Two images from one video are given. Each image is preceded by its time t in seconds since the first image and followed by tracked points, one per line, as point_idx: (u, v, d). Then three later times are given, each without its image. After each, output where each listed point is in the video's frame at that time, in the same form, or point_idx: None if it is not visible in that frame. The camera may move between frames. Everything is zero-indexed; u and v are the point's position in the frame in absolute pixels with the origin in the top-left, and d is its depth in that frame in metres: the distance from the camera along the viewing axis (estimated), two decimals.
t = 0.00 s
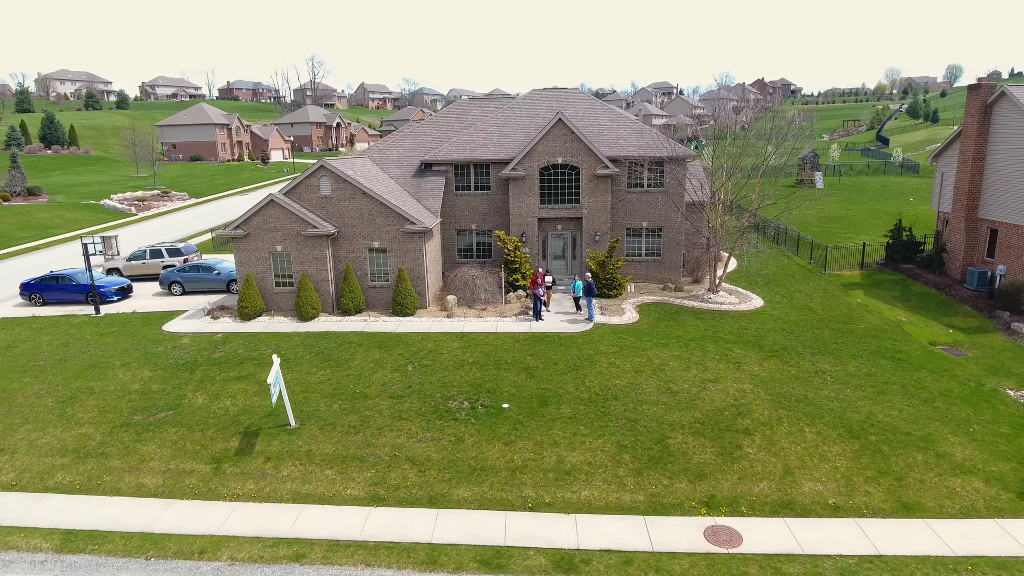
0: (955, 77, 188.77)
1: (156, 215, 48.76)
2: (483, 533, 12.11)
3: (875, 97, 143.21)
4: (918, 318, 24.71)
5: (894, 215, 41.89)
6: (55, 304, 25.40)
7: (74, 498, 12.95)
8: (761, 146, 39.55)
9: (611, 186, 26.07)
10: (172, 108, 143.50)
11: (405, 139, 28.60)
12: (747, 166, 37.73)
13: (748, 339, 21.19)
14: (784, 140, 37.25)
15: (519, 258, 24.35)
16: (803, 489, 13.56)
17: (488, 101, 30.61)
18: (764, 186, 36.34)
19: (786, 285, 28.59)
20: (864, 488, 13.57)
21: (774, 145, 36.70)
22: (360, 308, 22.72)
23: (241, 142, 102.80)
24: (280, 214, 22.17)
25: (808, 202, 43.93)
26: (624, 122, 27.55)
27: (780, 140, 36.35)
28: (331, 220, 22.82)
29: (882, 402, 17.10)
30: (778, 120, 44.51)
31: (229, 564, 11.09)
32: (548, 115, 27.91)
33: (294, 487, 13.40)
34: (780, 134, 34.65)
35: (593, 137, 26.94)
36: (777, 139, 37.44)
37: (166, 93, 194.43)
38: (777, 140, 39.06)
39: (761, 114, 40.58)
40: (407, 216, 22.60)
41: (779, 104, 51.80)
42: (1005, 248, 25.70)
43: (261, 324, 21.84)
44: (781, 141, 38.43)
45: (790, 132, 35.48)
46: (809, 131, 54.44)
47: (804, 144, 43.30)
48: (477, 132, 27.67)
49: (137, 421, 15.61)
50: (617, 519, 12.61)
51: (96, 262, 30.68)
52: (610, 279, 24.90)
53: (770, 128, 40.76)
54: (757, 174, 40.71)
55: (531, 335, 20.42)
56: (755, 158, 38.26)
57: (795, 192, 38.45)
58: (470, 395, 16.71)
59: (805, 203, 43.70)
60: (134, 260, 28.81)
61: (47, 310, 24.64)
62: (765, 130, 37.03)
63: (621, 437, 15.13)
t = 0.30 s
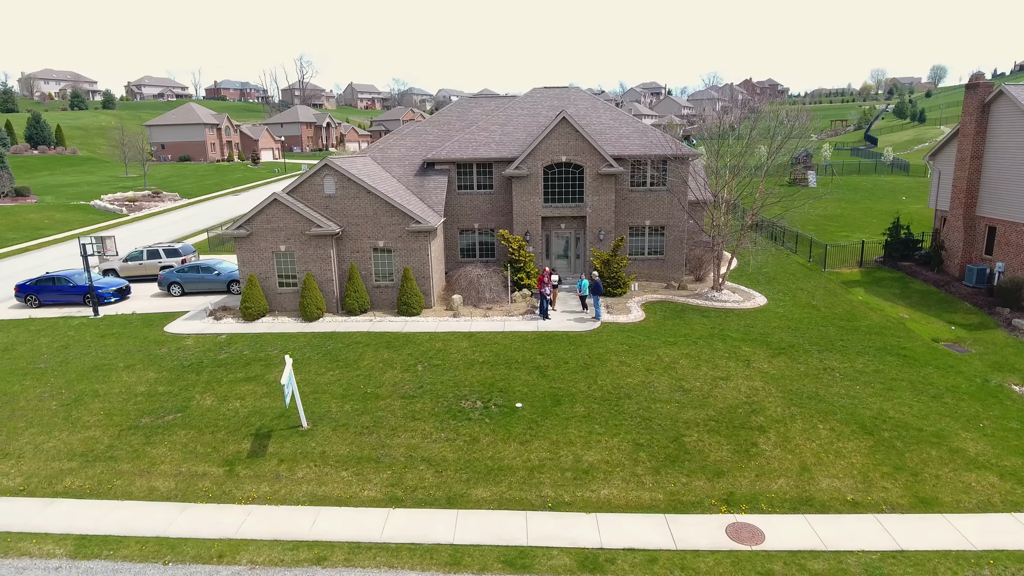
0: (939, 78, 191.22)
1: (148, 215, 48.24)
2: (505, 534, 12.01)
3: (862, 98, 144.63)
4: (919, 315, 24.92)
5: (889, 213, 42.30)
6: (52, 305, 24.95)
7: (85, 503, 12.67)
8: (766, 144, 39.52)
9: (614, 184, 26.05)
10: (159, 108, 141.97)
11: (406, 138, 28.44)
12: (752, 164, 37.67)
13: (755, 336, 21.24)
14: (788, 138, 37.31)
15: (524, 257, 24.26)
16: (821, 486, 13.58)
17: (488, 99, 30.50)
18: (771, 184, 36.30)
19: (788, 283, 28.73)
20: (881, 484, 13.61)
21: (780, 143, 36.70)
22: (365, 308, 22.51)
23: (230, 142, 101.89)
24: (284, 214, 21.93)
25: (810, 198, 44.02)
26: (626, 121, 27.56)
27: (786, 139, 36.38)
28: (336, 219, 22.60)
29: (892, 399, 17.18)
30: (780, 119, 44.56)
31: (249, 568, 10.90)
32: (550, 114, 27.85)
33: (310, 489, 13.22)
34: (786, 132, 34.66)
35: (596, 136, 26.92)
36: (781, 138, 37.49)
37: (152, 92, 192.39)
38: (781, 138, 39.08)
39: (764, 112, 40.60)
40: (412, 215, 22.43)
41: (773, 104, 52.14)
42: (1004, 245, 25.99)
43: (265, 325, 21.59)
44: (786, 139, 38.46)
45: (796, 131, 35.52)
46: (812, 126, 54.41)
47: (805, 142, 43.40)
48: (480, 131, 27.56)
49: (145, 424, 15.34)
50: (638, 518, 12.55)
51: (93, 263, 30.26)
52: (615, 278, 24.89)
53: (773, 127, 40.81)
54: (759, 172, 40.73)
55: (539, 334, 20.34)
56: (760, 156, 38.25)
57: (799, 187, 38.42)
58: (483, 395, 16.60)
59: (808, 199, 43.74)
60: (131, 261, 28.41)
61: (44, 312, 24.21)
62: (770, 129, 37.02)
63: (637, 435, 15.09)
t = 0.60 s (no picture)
0: (922, 78, 193.81)
1: (138, 216, 47.64)
2: (527, 533, 11.92)
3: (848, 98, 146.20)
4: (919, 311, 25.17)
5: (882, 211, 42.71)
6: (47, 307, 24.51)
7: (96, 507, 12.42)
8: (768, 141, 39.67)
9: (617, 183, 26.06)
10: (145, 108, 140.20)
11: (406, 136, 28.27)
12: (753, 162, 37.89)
13: (761, 333, 21.33)
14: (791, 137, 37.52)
15: (529, 255, 24.20)
16: (837, 481, 13.65)
17: (488, 98, 30.41)
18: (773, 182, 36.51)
19: (788, 280, 28.89)
20: (896, 478, 13.70)
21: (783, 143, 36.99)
22: (369, 308, 22.34)
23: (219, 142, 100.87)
24: (287, 213, 21.70)
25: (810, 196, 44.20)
26: (627, 119, 27.59)
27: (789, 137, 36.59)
28: (339, 218, 22.39)
29: (901, 394, 17.31)
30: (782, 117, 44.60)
31: (270, 571, 10.72)
32: (551, 113, 27.81)
33: (326, 490, 13.05)
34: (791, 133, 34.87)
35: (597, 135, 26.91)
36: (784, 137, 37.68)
37: (136, 92, 189.99)
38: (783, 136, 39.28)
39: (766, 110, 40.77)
40: (416, 214, 22.28)
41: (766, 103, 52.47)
42: (1000, 242, 26.32)
43: (269, 325, 21.34)
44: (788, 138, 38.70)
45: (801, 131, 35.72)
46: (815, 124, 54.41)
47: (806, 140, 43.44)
48: (481, 130, 27.45)
49: (153, 426, 15.08)
50: (658, 515, 12.53)
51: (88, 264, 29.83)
52: (618, 276, 24.91)
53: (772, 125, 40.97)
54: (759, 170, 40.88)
55: (547, 332, 20.28)
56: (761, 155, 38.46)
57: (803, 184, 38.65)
58: (495, 394, 16.49)
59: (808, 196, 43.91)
60: (126, 261, 27.98)
61: (40, 313, 23.76)
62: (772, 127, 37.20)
63: (651, 433, 15.07)
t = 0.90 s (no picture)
0: (903, 77, 196.39)
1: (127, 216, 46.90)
2: (548, 531, 11.86)
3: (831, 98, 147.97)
4: (917, 307, 25.47)
5: (872, 210, 43.23)
6: (41, 308, 24.03)
7: (108, 511, 12.16)
8: (766, 141, 40.00)
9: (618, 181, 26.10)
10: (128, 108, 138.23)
11: (406, 135, 28.12)
12: (754, 161, 38.04)
13: (765, 330, 21.46)
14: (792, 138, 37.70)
15: (532, 253, 24.15)
16: (852, 475, 13.74)
17: (487, 97, 30.36)
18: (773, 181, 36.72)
19: (787, 278, 29.12)
20: (910, 472, 13.82)
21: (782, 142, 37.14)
22: (373, 307, 22.16)
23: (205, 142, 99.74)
24: (290, 211, 21.48)
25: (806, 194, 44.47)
26: (627, 118, 27.65)
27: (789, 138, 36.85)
28: (342, 217, 22.20)
29: (907, 388, 17.49)
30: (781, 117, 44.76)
31: (292, 573, 10.56)
32: (551, 111, 27.80)
33: (342, 491, 12.90)
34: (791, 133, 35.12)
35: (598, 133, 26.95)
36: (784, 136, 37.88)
37: (119, 92, 187.27)
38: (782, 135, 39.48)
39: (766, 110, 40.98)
40: (420, 212, 22.14)
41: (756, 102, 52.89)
42: (994, 238, 26.74)
43: (272, 325, 21.09)
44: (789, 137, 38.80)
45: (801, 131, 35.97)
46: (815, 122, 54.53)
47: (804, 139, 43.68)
48: (481, 128, 27.39)
49: (161, 428, 14.82)
50: (677, 511, 12.54)
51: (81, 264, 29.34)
52: (621, 274, 24.95)
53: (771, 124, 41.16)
54: (758, 169, 41.09)
55: (554, 330, 20.24)
56: (761, 154, 38.62)
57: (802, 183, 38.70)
58: (506, 392, 16.43)
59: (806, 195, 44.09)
60: (121, 262, 27.53)
61: (34, 315, 23.30)
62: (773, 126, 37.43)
63: (665, 429, 15.09)
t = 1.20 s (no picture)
0: (883, 78, 199.33)
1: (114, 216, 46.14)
2: (569, 528, 11.84)
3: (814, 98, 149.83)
4: (914, 303, 25.82)
5: (861, 208, 43.77)
6: (34, 311, 23.53)
7: (121, 516, 11.92)
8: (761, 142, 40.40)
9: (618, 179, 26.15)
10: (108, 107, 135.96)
11: (404, 133, 27.97)
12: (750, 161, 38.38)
13: (768, 326, 21.62)
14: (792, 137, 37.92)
15: (534, 252, 24.11)
16: (864, 468, 13.88)
17: (484, 95, 30.31)
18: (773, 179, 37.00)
19: (784, 275, 29.38)
20: (920, 465, 13.99)
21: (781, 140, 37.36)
22: (376, 307, 21.98)
23: (190, 142, 98.46)
24: (291, 210, 21.24)
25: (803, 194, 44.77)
26: (626, 116, 27.72)
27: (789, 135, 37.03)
28: (344, 216, 22.01)
29: (911, 383, 17.72)
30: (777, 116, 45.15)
31: (314, 575, 10.42)
32: (550, 110, 27.79)
33: (359, 491, 12.77)
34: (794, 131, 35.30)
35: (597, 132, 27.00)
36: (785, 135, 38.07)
37: (98, 91, 184.21)
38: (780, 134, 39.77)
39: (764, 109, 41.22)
40: (423, 210, 22.00)
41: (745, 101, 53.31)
42: (986, 235, 27.22)
43: (274, 326, 20.84)
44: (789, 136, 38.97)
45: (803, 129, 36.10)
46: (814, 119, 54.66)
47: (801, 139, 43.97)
48: (481, 127, 27.32)
49: (168, 430, 14.56)
50: (695, 506, 12.58)
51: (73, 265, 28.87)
52: (622, 272, 25.00)
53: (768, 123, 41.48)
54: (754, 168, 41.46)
55: (559, 328, 20.22)
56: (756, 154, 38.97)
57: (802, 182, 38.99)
58: (516, 390, 16.36)
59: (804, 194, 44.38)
60: (114, 263, 27.07)
61: (27, 317, 22.81)
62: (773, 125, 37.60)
63: (678, 425, 15.13)
